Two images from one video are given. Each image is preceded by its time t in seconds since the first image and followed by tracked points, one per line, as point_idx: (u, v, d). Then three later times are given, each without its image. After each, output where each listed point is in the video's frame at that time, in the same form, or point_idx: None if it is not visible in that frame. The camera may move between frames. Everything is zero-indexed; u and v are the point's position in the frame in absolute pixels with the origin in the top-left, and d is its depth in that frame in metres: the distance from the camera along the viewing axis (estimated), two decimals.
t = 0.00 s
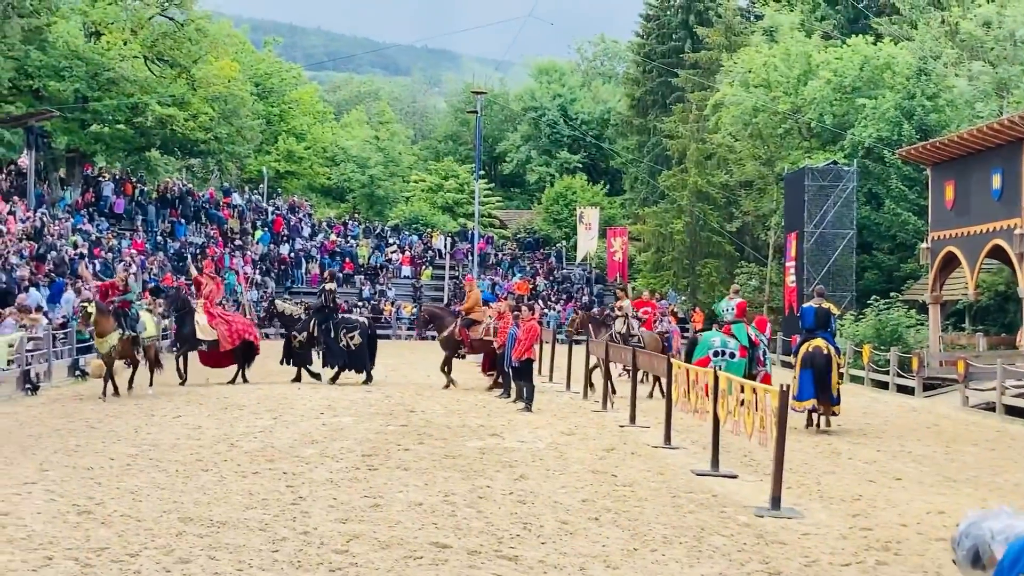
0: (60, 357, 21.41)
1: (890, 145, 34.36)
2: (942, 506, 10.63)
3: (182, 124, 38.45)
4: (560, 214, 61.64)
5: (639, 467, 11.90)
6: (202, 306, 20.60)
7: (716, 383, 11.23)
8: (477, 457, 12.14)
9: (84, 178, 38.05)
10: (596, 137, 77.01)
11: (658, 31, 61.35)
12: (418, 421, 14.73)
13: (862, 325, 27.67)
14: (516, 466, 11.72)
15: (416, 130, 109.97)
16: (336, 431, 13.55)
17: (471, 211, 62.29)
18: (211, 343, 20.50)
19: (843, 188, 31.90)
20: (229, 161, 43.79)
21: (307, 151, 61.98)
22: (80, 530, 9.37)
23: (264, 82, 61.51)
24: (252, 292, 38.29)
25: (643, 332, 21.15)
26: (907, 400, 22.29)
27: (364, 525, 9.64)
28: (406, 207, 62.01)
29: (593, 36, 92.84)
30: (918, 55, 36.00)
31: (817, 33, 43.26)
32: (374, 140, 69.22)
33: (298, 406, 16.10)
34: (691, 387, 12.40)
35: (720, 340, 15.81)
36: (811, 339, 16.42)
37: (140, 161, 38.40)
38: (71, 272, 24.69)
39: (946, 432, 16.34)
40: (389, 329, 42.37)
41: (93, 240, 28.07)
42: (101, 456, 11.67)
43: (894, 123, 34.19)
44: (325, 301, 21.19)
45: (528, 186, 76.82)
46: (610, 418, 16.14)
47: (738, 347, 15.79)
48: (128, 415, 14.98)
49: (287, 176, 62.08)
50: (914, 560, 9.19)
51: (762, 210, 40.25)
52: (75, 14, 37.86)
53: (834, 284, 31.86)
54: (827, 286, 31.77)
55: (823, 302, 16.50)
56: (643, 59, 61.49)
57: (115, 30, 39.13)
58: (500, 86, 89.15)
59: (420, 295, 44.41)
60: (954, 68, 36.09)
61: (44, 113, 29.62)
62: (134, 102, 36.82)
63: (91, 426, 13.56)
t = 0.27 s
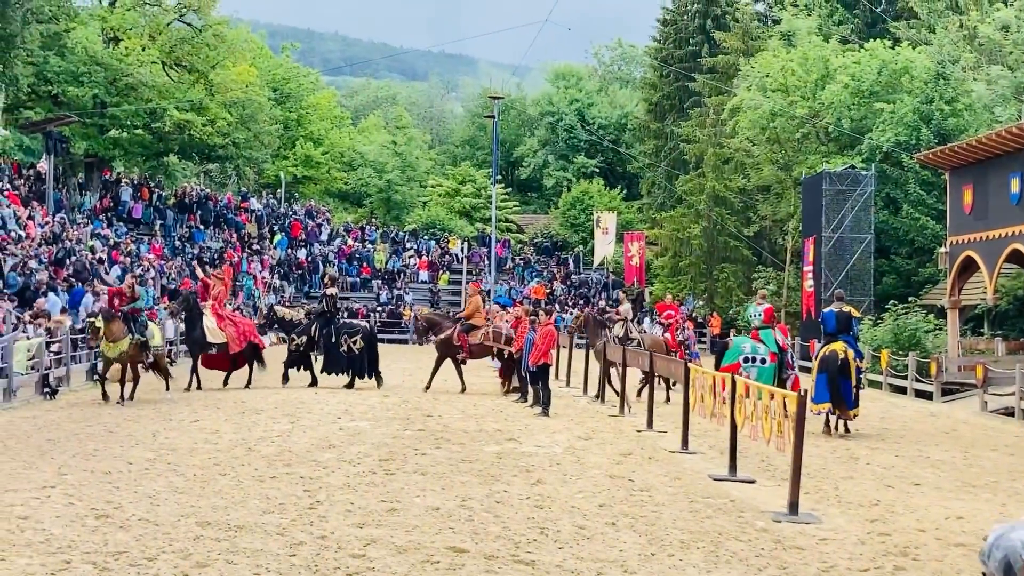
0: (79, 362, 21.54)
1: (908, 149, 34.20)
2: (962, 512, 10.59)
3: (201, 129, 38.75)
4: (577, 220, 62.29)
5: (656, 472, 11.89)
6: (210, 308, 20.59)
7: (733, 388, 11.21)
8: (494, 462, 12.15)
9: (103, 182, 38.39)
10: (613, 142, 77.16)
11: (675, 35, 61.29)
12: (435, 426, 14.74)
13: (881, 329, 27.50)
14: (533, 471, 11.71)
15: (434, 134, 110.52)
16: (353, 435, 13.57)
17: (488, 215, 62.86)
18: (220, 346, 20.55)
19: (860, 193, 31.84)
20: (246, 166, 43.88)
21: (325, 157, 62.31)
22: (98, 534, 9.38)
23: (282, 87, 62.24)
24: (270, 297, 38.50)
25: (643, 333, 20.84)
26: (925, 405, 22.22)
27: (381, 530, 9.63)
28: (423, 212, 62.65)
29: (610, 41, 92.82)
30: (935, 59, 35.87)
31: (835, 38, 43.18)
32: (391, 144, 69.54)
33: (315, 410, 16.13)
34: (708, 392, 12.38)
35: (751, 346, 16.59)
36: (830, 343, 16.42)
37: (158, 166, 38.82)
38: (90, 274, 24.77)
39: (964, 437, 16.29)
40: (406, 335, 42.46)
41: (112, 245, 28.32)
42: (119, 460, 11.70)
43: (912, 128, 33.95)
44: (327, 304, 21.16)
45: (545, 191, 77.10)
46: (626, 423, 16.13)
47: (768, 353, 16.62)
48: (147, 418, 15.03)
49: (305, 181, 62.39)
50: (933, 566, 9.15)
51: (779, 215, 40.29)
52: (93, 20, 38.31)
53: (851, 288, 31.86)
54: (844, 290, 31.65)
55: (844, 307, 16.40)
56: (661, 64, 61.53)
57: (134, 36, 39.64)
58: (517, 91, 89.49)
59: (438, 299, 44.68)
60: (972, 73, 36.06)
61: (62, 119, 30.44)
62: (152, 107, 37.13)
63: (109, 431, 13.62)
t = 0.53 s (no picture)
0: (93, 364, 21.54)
1: (923, 151, 34.10)
2: (977, 515, 10.56)
3: (215, 132, 38.88)
4: (592, 221, 62.27)
5: (670, 475, 11.88)
6: (214, 312, 20.38)
7: (747, 391, 11.20)
8: (508, 464, 12.16)
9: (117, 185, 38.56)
10: (626, 144, 77.24)
11: (689, 37, 61.17)
12: (449, 428, 14.76)
13: (895, 332, 27.50)
14: (547, 473, 11.71)
15: (447, 136, 110.79)
16: (367, 438, 13.60)
17: (502, 217, 63.24)
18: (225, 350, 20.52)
19: (875, 195, 32.04)
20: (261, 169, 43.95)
21: (339, 159, 62.50)
22: (112, 536, 9.41)
23: (296, 89, 62.63)
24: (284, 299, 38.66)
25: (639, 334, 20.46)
26: (939, 408, 22.18)
27: (395, 532, 9.64)
28: (437, 214, 62.88)
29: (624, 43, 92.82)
30: (949, 61, 35.80)
31: (849, 40, 43.09)
32: (405, 146, 69.77)
33: (330, 413, 16.17)
34: (722, 395, 12.37)
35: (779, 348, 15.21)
36: (847, 347, 16.44)
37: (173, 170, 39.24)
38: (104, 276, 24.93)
39: (979, 440, 16.26)
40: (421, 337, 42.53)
41: (126, 248, 28.45)
42: (133, 462, 11.74)
43: (926, 130, 33.86)
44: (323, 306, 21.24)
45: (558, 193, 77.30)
46: (640, 425, 16.15)
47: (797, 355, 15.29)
48: (162, 421, 15.08)
49: (319, 184, 62.65)
50: (947, 569, 9.14)
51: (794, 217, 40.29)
52: (108, 24, 38.54)
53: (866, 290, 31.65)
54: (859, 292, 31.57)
55: (862, 312, 16.43)
56: (674, 66, 61.56)
57: (148, 39, 39.84)
58: (530, 93, 89.59)
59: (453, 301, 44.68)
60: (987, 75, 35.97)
61: (77, 121, 30.45)
62: (166, 110, 37.29)
63: (124, 433, 13.66)
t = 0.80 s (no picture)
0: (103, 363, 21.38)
1: (934, 151, 34.01)
2: (990, 516, 10.53)
3: (228, 132, 39.06)
4: (602, 221, 62.45)
5: (681, 476, 11.87)
6: (220, 309, 20.32)
7: (758, 391, 11.19)
8: (520, 464, 12.17)
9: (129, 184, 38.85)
10: (638, 144, 77.31)
11: (700, 37, 61.05)
12: (460, 428, 14.77)
13: (907, 332, 27.51)
14: (558, 474, 11.71)
15: (459, 137, 111.10)
16: (378, 438, 13.61)
17: (513, 217, 63.32)
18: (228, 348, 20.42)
19: (887, 195, 31.75)
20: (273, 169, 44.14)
21: (350, 159, 62.66)
22: (125, 536, 9.43)
23: (307, 90, 62.86)
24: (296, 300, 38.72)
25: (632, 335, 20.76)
26: (951, 408, 22.14)
27: (406, 532, 9.65)
28: (448, 214, 63.22)
29: (634, 43, 92.72)
30: (961, 61, 35.68)
31: (862, 40, 42.98)
32: (416, 146, 69.91)
33: (341, 413, 16.19)
34: (734, 395, 12.36)
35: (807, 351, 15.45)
36: (860, 346, 16.54)
37: (184, 168, 40.52)
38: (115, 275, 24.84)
39: (992, 440, 16.22)
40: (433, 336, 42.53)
41: (139, 248, 28.63)
42: (144, 461, 11.77)
43: (939, 129, 33.71)
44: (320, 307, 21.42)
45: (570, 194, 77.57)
46: (651, 425, 16.15)
47: (821, 357, 15.61)
48: (173, 421, 15.10)
49: (330, 184, 62.84)
50: (959, 569, 9.13)
51: (805, 217, 40.32)
52: (121, 25, 38.84)
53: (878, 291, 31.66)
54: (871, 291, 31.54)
55: (875, 311, 16.57)
56: (685, 66, 61.51)
57: (160, 40, 40.01)
58: (542, 93, 89.71)
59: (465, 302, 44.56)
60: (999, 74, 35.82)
61: (89, 121, 30.28)
62: (178, 110, 37.50)
63: (136, 433, 13.69)
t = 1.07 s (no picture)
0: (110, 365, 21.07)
1: (943, 150, 33.94)
2: (999, 516, 10.51)
3: (235, 130, 39.28)
4: (610, 221, 62.46)
5: (689, 475, 11.87)
6: (217, 311, 20.05)
7: (767, 389, 11.17)
8: (527, 463, 12.17)
9: (138, 184, 39.03)
10: (645, 143, 77.19)
11: (708, 36, 60.93)
12: (468, 427, 14.78)
13: (915, 331, 27.53)
14: (565, 473, 11.71)
15: (466, 136, 111.11)
16: (386, 436, 13.62)
17: (521, 216, 63.31)
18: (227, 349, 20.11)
19: (895, 194, 31.76)
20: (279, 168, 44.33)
21: (358, 158, 62.68)
22: (133, 534, 9.46)
23: (316, 89, 62.81)
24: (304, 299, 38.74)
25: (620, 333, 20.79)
26: (959, 407, 22.08)
27: (413, 531, 9.66)
28: (455, 214, 63.28)
29: (642, 42, 92.52)
30: (969, 59, 35.60)
31: (871, 39, 42.81)
32: (423, 146, 69.93)
33: (350, 412, 16.19)
34: (742, 394, 12.34)
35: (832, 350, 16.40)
36: (873, 346, 16.85)
37: (194, 168, 40.47)
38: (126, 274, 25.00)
39: (1001, 440, 16.17)
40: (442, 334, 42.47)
41: (147, 247, 28.71)
42: (153, 460, 11.79)
43: (948, 128, 33.66)
44: (313, 305, 21.28)
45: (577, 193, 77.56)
46: (659, 424, 16.14)
47: (847, 355, 16.57)
48: (182, 419, 15.12)
49: (338, 184, 62.91)
50: (968, 568, 9.13)
51: (814, 216, 40.28)
52: (129, 24, 38.39)
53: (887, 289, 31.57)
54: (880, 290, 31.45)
55: (887, 311, 16.88)
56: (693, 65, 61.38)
57: (169, 39, 39.65)
58: (550, 92, 89.62)
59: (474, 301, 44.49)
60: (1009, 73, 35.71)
61: (98, 121, 30.23)
62: (187, 110, 37.76)
63: (145, 432, 13.72)
